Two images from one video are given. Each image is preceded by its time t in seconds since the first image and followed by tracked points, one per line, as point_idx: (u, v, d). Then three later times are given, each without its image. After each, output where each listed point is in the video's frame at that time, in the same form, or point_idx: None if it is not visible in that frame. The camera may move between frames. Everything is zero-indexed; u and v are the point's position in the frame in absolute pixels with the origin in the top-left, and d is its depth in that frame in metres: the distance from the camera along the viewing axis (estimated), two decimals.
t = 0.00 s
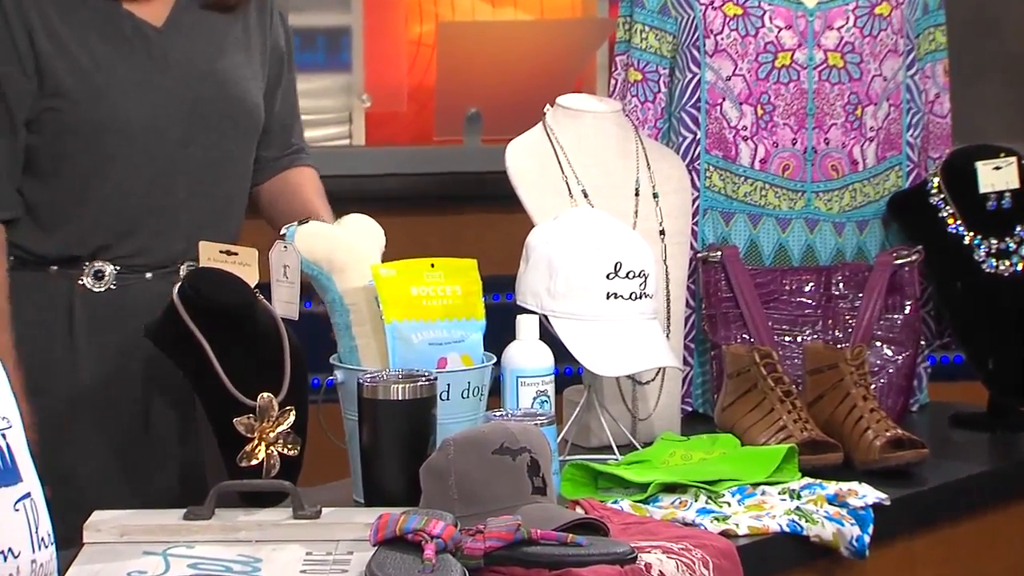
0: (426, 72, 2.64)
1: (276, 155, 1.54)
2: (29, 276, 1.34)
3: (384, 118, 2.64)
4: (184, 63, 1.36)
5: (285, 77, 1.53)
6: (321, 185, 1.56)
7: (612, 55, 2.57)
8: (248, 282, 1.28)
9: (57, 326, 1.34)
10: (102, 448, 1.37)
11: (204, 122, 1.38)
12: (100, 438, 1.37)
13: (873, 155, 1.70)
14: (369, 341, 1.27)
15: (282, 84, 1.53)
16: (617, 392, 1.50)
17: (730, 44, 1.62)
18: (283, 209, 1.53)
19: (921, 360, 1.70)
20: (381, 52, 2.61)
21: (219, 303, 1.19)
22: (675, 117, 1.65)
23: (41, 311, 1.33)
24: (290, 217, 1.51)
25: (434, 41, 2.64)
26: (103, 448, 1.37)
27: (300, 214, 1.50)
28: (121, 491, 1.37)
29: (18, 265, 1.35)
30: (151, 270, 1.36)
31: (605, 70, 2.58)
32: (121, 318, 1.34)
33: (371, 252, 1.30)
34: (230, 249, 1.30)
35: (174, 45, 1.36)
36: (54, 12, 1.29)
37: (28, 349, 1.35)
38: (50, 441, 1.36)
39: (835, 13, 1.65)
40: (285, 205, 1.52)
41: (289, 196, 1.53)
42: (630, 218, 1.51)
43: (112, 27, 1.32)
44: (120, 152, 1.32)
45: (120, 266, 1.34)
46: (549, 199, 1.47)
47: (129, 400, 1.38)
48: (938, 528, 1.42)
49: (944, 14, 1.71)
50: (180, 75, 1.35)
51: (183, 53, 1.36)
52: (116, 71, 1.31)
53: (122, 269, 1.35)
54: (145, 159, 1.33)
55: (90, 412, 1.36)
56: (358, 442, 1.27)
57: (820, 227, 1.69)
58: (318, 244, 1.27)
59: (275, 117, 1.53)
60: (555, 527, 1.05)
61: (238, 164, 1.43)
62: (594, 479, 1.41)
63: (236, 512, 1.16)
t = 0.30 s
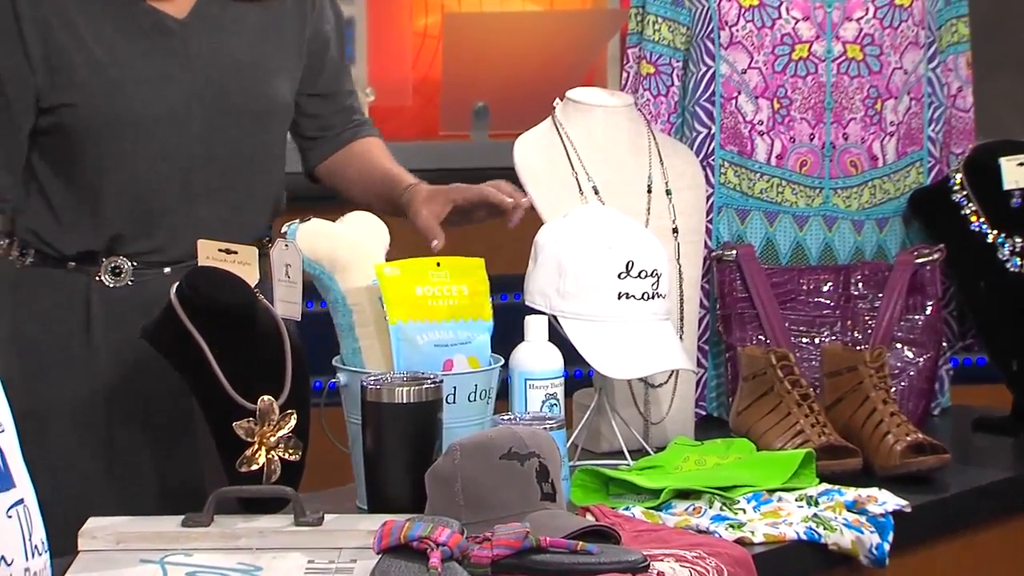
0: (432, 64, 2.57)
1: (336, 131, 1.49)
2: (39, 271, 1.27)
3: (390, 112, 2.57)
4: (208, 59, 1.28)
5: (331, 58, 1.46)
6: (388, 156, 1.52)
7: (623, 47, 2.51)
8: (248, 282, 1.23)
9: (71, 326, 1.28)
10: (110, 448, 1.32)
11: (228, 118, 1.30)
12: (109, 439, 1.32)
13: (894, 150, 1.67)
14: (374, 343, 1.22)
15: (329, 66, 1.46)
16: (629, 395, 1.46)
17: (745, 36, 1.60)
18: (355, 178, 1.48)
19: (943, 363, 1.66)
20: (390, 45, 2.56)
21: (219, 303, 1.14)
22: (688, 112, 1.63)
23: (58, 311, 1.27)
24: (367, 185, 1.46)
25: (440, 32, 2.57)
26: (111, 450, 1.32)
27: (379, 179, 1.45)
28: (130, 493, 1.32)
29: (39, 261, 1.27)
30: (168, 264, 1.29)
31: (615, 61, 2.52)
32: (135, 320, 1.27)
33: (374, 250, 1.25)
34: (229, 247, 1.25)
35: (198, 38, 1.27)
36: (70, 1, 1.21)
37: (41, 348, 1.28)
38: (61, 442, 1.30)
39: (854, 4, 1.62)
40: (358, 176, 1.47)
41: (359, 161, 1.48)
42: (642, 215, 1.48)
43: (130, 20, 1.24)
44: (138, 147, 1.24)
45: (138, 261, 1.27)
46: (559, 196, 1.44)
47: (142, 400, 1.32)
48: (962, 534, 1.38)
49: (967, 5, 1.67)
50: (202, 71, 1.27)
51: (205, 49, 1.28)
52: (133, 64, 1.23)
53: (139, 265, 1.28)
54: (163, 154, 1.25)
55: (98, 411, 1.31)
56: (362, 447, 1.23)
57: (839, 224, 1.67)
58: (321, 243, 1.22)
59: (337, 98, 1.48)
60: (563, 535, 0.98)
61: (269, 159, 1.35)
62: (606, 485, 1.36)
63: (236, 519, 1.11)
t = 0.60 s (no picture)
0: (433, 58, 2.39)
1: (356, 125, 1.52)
2: (49, 267, 1.31)
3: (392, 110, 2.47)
4: (215, 55, 1.31)
5: (354, 52, 1.49)
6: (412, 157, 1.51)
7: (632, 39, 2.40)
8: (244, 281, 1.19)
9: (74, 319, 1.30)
10: (115, 436, 1.33)
11: (236, 116, 1.33)
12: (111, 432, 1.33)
13: (911, 145, 1.67)
14: (375, 346, 1.17)
15: (349, 61, 1.49)
16: (637, 397, 1.44)
17: (758, 28, 1.57)
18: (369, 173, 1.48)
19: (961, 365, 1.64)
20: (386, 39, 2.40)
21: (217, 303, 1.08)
22: (699, 106, 1.58)
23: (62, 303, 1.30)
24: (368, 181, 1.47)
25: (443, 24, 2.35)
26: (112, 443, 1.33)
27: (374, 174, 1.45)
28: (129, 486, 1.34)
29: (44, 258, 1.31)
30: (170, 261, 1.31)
31: (624, 54, 2.41)
32: (134, 314, 1.29)
33: (377, 248, 1.19)
34: (226, 245, 1.21)
35: (205, 36, 1.31)
36: None
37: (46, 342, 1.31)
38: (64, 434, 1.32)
39: None
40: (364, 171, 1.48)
41: (375, 154, 1.48)
42: (650, 213, 1.46)
43: (136, 15, 1.27)
44: (142, 142, 1.28)
45: (139, 256, 1.30)
46: (564, 191, 1.42)
47: (145, 394, 1.33)
48: (979, 542, 1.33)
49: None
50: (205, 68, 1.31)
51: (213, 48, 1.31)
52: (135, 59, 1.27)
53: (140, 260, 1.30)
54: (166, 149, 1.29)
55: (99, 400, 1.32)
56: (362, 452, 1.18)
57: (853, 222, 1.65)
58: (320, 240, 1.16)
59: (361, 93, 1.51)
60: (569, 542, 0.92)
61: (285, 159, 1.39)
62: (614, 491, 1.32)
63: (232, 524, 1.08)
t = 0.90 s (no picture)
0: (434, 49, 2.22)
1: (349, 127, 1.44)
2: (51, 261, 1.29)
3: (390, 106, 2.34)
4: (224, 46, 1.30)
5: (356, 51, 1.44)
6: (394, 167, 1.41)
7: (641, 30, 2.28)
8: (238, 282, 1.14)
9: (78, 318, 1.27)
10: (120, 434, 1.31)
11: (244, 109, 1.31)
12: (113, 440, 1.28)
13: (928, 141, 1.63)
14: (376, 347, 1.13)
15: (352, 59, 1.43)
16: (645, 401, 1.40)
17: (770, 19, 1.54)
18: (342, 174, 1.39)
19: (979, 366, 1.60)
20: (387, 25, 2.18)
21: (210, 302, 1.04)
22: (708, 100, 1.55)
23: (66, 302, 1.28)
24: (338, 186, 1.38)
25: (446, 14, 2.21)
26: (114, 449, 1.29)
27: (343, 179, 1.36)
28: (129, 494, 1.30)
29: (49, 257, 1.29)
30: (179, 258, 1.30)
31: (632, 47, 2.30)
32: (135, 310, 1.27)
33: (375, 246, 1.14)
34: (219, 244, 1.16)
35: (215, 25, 1.29)
36: None
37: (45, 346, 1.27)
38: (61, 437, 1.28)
39: None
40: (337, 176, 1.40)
41: (357, 158, 1.39)
42: (658, 210, 1.42)
43: (144, 4, 1.26)
44: (148, 133, 1.26)
45: (147, 253, 1.28)
46: (572, 188, 1.38)
47: (146, 396, 1.30)
48: (999, 551, 1.29)
49: None
50: (213, 59, 1.29)
51: (222, 39, 1.30)
52: (141, 49, 1.26)
53: (147, 257, 1.28)
54: (173, 140, 1.28)
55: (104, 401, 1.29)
56: (361, 458, 1.14)
57: (868, 219, 1.61)
58: (317, 239, 1.11)
59: (355, 92, 1.44)
60: (576, 550, 0.87)
61: (297, 155, 1.37)
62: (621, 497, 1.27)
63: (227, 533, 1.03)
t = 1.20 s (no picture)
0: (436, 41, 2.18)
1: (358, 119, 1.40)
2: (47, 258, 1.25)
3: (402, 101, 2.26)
4: (226, 38, 1.26)
5: (361, 40, 1.40)
6: (412, 161, 1.38)
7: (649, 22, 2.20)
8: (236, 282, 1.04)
9: (73, 317, 1.23)
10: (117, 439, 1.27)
11: (246, 104, 1.27)
12: (111, 439, 1.25)
13: (945, 136, 1.59)
14: (376, 349, 1.08)
15: (357, 49, 1.39)
16: (654, 404, 1.36)
17: (782, 11, 1.51)
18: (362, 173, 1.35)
19: (999, 370, 1.56)
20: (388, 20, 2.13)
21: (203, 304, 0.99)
22: (719, 93, 1.52)
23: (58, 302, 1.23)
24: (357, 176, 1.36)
25: (446, 6, 2.15)
26: (114, 450, 1.25)
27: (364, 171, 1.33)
28: (125, 501, 1.25)
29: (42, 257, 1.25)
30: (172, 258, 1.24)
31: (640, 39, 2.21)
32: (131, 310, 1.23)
33: (375, 243, 1.09)
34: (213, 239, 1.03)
35: (217, 16, 1.25)
36: None
37: (34, 346, 1.23)
38: (54, 436, 1.24)
39: None
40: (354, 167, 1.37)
41: (374, 149, 1.36)
42: (667, 207, 1.38)
43: None
44: (149, 129, 1.24)
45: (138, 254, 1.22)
46: (579, 184, 1.35)
47: (142, 400, 1.25)
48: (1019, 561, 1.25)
49: None
50: (215, 52, 1.25)
51: (225, 31, 1.25)
52: (141, 41, 1.22)
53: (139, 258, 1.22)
54: (173, 137, 1.25)
55: (102, 404, 1.24)
56: (360, 464, 1.09)
57: (884, 217, 1.58)
58: (315, 238, 1.06)
59: (362, 83, 1.41)
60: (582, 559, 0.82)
61: (299, 150, 1.33)
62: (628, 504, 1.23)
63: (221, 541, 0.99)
